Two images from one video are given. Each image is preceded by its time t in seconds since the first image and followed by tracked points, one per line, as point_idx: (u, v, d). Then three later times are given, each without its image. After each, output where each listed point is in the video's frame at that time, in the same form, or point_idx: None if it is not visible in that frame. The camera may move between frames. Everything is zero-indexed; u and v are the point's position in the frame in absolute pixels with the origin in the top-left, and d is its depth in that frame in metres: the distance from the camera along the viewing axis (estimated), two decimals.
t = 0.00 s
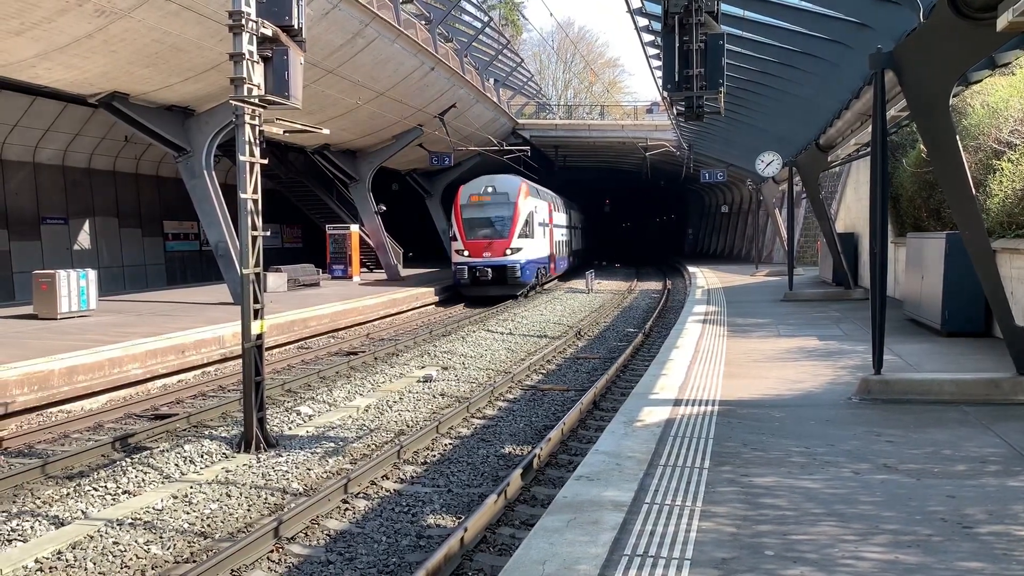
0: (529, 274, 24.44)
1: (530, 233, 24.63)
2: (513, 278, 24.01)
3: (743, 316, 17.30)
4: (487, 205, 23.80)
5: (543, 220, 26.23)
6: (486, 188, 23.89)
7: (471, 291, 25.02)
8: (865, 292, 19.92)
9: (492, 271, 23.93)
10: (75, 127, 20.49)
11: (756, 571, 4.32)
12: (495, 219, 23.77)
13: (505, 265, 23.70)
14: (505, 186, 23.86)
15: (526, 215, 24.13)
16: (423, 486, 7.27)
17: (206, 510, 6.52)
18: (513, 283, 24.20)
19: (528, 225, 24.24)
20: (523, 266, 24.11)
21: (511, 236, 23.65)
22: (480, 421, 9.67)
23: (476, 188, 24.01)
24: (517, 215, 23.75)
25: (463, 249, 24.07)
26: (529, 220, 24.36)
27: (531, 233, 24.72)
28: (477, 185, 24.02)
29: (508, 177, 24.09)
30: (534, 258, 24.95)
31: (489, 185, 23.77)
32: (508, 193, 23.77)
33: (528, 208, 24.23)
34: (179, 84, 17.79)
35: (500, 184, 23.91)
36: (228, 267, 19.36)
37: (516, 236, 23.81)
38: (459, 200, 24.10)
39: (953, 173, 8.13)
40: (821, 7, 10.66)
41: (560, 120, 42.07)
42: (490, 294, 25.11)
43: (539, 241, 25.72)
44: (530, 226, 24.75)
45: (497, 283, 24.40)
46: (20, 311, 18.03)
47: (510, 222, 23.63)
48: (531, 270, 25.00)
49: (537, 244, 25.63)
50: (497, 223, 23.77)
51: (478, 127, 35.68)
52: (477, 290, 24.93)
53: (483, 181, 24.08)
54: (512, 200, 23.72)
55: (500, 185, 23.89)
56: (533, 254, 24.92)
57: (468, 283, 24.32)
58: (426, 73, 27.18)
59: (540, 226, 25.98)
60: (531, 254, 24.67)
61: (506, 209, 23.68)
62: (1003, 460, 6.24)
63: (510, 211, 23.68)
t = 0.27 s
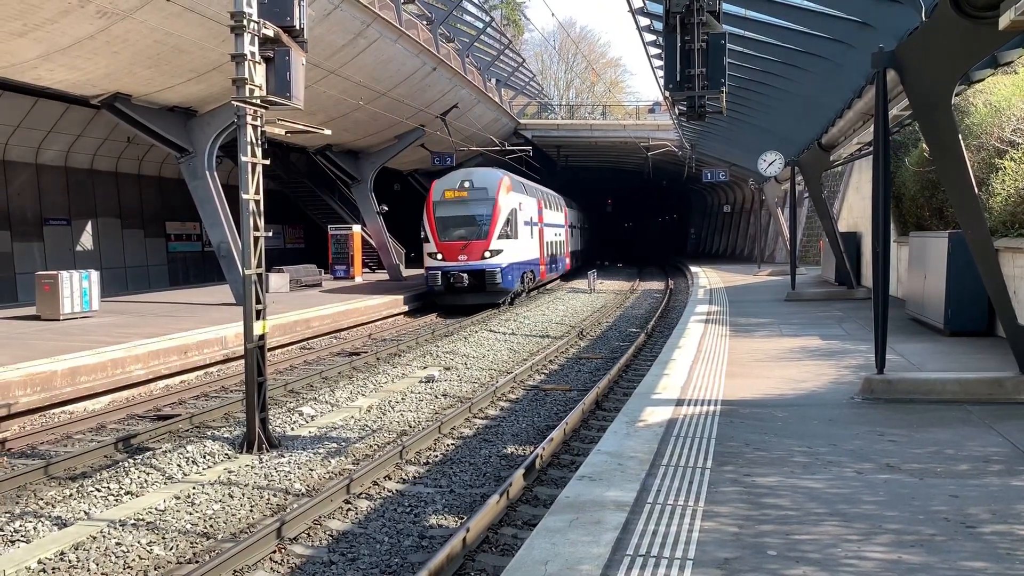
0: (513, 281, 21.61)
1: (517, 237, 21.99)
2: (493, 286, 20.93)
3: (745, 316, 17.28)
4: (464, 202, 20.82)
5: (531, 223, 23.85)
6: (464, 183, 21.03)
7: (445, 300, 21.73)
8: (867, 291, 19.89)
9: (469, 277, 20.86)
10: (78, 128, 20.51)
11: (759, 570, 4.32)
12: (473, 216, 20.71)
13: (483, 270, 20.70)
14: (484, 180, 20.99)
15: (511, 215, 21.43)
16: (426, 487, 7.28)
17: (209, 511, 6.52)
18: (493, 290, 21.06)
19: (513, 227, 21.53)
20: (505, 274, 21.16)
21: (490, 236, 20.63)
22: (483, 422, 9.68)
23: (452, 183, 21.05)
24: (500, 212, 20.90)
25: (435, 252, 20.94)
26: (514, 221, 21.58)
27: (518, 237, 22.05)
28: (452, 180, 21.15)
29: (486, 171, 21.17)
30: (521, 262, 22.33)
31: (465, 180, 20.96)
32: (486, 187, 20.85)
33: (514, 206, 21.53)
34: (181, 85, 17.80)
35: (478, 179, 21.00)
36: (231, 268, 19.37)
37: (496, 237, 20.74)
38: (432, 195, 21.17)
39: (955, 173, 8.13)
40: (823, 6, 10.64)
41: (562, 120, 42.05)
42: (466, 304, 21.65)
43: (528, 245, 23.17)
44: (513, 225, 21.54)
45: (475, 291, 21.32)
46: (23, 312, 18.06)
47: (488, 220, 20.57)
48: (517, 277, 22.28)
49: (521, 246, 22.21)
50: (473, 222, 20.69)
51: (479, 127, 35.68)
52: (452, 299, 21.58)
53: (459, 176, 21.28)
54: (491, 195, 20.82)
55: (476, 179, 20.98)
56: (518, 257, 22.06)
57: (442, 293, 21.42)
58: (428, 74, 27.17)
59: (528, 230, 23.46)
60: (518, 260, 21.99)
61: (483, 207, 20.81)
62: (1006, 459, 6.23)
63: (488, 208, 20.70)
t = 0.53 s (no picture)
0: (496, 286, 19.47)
1: (496, 238, 19.51)
2: (466, 294, 18.10)
3: (749, 316, 17.27)
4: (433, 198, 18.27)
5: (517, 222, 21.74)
6: (432, 176, 18.51)
7: (412, 311, 18.87)
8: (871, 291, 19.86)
9: (436, 285, 18.04)
10: (82, 130, 20.57)
11: (762, 570, 4.33)
12: (442, 215, 18.14)
13: (452, 275, 17.92)
14: (456, 173, 18.39)
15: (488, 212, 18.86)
16: (429, 487, 7.29)
17: (213, 512, 6.54)
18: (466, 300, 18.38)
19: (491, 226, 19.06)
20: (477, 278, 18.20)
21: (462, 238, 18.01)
22: (486, 422, 9.70)
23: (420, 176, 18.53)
24: (471, 208, 18.15)
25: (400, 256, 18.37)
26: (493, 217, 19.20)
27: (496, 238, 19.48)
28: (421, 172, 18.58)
29: (459, 163, 18.66)
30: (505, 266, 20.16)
31: (434, 173, 18.47)
32: (458, 181, 18.27)
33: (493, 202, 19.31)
34: (184, 87, 17.84)
35: (449, 172, 18.40)
36: (234, 269, 19.40)
37: (469, 238, 18.10)
38: (396, 191, 18.77)
39: (957, 172, 8.14)
40: (825, 5, 10.64)
41: (564, 121, 42.05)
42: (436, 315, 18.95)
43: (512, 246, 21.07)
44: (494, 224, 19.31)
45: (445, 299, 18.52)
46: (28, 313, 18.12)
47: (458, 220, 18.00)
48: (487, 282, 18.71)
49: (503, 248, 20.21)
50: (444, 219, 18.10)
51: (482, 128, 35.71)
52: (421, 310, 18.75)
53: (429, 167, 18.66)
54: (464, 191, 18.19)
55: (447, 172, 18.41)
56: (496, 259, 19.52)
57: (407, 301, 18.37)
58: (431, 75, 27.18)
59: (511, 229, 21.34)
60: (499, 264, 19.80)
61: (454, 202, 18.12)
62: (1011, 459, 6.22)
63: (460, 203, 18.09)
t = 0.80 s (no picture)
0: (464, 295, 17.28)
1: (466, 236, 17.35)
2: (426, 304, 15.80)
3: (754, 316, 17.23)
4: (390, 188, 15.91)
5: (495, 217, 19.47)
6: (390, 167, 16.19)
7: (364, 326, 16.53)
8: (876, 291, 19.81)
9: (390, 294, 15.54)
10: (86, 132, 20.64)
11: (767, 571, 4.32)
12: (399, 213, 15.77)
13: (411, 282, 15.53)
14: (418, 163, 16.20)
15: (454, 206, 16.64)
16: (434, 488, 7.29)
17: (218, 513, 6.55)
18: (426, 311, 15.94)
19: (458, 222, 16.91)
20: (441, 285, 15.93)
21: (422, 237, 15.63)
22: (490, 423, 9.71)
23: (377, 167, 16.31)
24: (435, 202, 15.87)
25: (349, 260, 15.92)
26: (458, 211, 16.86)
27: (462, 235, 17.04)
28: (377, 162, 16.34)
29: (421, 151, 16.45)
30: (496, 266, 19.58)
31: (392, 163, 16.20)
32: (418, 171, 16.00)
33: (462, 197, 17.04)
34: (188, 88, 17.88)
35: (409, 162, 16.23)
36: (239, 270, 19.43)
37: (429, 239, 15.73)
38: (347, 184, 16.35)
39: (962, 172, 8.14)
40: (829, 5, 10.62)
41: (568, 121, 42.04)
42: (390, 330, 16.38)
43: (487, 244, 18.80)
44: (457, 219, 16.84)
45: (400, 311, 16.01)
46: (33, 315, 18.16)
47: (418, 215, 15.67)
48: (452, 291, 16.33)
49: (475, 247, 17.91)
50: (402, 214, 15.73)
51: (486, 128, 35.74)
52: (372, 325, 16.27)
53: (387, 156, 16.46)
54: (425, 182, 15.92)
55: (406, 162, 16.21)
56: (473, 263, 17.71)
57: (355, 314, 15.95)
58: (434, 76, 27.20)
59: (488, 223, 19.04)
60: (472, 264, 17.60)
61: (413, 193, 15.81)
62: (1017, 459, 6.20)
63: (421, 196, 15.78)
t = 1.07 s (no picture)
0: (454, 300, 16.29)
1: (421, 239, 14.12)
2: (365, 321, 12.70)
3: (757, 316, 17.20)
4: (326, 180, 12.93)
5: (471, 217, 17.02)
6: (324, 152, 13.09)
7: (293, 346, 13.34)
8: (880, 291, 19.77)
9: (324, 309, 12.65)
10: (90, 132, 20.68)
11: (770, 572, 4.31)
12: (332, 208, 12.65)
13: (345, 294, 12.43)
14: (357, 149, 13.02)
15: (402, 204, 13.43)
16: (437, 488, 7.29)
17: (221, 513, 6.55)
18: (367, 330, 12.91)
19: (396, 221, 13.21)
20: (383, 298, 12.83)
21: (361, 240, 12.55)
22: (493, 423, 9.70)
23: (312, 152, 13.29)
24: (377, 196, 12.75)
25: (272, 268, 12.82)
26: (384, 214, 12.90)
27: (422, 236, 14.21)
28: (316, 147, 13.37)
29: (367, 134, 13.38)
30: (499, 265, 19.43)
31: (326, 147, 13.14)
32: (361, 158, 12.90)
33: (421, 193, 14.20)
34: (192, 89, 17.91)
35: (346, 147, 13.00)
36: (242, 270, 19.44)
37: (370, 241, 12.71)
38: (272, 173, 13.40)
39: (967, 171, 8.11)
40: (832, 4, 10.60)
41: (571, 121, 42.04)
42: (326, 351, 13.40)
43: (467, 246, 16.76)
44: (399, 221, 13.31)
45: (338, 328, 13.04)
46: (37, 315, 18.20)
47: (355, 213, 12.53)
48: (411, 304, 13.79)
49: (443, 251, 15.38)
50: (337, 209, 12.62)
51: (489, 128, 35.74)
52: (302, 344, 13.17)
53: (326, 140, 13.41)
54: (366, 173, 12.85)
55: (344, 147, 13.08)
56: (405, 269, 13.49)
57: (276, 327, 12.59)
58: (437, 76, 27.21)
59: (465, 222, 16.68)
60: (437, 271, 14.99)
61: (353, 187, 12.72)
62: (1021, 460, 6.17)
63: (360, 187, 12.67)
